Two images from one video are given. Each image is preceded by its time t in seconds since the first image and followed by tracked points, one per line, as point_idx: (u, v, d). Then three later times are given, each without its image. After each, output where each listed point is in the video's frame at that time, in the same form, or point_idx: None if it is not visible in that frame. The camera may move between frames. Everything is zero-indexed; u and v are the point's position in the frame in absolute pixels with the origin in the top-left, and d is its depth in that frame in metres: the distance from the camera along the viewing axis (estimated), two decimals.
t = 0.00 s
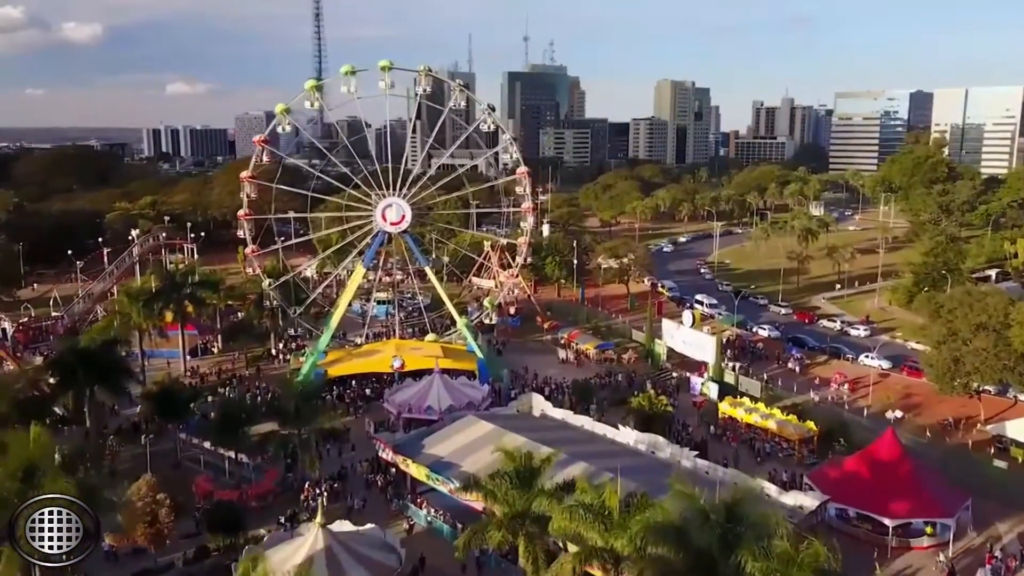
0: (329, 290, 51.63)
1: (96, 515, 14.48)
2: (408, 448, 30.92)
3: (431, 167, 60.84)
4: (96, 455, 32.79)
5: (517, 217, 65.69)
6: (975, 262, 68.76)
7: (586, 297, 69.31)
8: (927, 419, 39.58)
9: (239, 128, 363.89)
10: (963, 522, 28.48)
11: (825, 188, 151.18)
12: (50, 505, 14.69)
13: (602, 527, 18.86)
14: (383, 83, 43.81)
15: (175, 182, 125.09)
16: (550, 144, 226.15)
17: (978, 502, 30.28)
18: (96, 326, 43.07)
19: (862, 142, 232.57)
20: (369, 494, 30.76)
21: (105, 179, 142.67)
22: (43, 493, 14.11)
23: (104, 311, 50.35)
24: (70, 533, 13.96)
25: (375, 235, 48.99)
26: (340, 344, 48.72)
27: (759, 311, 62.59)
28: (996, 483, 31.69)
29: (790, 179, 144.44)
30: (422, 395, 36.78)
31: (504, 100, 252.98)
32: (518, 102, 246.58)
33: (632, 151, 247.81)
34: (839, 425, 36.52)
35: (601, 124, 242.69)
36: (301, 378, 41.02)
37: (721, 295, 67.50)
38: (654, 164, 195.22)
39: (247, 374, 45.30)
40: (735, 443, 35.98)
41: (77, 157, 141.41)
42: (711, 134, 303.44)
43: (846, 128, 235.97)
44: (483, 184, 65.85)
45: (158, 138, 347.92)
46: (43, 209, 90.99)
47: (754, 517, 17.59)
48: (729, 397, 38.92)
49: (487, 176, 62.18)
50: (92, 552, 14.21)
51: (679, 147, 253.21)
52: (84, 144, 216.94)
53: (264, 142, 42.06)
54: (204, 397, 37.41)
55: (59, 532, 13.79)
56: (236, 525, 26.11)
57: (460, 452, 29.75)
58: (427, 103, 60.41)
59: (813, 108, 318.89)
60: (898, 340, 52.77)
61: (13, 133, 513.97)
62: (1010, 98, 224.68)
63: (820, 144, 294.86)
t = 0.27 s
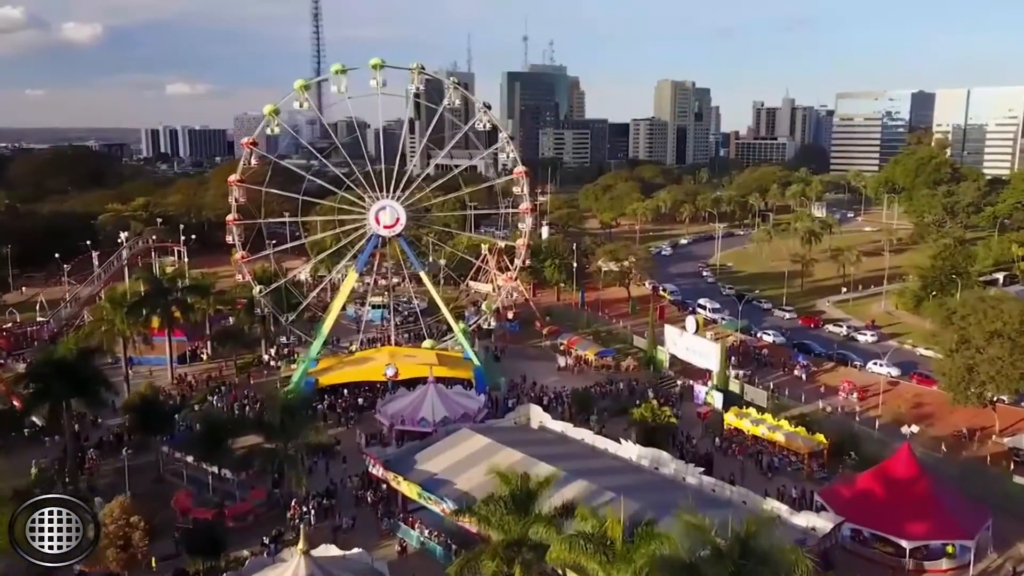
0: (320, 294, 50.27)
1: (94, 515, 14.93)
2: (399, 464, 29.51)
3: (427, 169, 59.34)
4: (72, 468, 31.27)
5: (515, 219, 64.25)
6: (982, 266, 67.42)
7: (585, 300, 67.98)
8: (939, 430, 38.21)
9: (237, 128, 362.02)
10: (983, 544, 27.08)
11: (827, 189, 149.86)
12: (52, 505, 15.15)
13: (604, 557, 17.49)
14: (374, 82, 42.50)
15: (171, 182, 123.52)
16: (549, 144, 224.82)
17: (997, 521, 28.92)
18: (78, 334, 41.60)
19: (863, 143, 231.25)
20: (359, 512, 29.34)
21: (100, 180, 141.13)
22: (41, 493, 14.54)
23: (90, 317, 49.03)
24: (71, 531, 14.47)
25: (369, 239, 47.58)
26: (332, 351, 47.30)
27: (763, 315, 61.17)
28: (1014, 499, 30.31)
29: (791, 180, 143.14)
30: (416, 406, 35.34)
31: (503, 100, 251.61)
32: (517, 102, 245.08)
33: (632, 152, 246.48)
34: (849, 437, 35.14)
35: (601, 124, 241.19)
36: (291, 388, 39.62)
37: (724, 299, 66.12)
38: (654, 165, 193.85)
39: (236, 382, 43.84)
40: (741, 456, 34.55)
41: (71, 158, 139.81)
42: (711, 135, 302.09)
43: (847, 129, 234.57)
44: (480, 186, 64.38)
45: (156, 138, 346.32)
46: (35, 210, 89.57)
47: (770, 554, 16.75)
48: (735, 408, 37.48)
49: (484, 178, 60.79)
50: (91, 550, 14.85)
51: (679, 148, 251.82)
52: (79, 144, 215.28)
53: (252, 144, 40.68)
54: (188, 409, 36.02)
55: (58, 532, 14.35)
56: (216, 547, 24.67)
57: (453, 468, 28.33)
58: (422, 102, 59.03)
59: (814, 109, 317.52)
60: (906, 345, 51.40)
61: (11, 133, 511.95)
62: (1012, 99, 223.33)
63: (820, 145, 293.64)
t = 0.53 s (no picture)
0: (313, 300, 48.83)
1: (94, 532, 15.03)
2: (390, 482, 28.08)
3: (423, 170, 57.87)
4: (48, 484, 29.91)
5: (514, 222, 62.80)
6: (991, 269, 65.97)
7: (585, 305, 66.56)
8: (953, 442, 36.76)
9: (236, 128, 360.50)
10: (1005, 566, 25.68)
11: (829, 190, 148.51)
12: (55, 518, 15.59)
13: None
14: (365, 81, 41.14)
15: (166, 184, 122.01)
16: (549, 145, 223.41)
17: (1019, 541, 27.50)
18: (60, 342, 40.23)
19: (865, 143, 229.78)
20: (348, 532, 27.94)
21: (95, 181, 139.60)
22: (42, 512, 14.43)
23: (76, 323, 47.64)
24: (76, 530, 13.25)
25: (362, 243, 46.13)
26: (325, 358, 45.89)
27: (767, 320, 59.73)
28: None
29: (793, 181, 141.72)
30: (409, 418, 33.90)
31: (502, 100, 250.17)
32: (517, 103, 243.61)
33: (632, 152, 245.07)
34: (860, 450, 33.72)
35: (601, 125, 239.75)
36: (281, 399, 38.18)
37: (727, 304, 64.71)
38: (655, 165, 192.37)
39: (226, 390, 42.42)
40: (748, 471, 33.14)
41: (66, 159, 138.28)
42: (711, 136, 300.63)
43: (849, 129, 233.10)
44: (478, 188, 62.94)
45: (154, 139, 344.81)
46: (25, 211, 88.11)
47: None
48: (741, 419, 36.07)
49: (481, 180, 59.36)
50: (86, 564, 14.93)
51: (680, 149, 250.39)
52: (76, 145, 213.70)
53: (240, 146, 39.33)
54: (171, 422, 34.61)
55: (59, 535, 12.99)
56: (195, 571, 23.30)
57: (446, 487, 26.92)
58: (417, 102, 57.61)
59: (815, 110, 316.08)
60: (916, 352, 49.94)
61: (9, 133, 510.55)
62: (1014, 99, 221.83)
63: (821, 146, 292.23)
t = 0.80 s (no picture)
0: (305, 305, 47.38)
1: (90, 515, 20.21)
2: (381, 500, 26.64)
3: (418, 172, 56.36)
4: (19, 502, 28.44)
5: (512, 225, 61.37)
6: (1000, 272, 64.46)
7: (585, 309, 65.13)
8: (969, 454, 35.26)
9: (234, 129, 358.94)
10: None
11: (831, 191, 147.00)
12: (56, 502, 20.49)
13: None
14: (356, 79, 39.88)
15: (161, 185, 120.59)
16: (549, 146, 222.08)
17: None
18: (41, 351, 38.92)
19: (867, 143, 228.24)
20: (335, 554, 26.41)
21: (90, 182, 138.12)
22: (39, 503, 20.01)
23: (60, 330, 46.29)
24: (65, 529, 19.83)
25: (355, 247, 44.68)
26: (317, 366, 44.45)
27: (772, 325, 58.25)
28: None
29: (796, 182, 140.20)
30: (401, 431, 32.43)
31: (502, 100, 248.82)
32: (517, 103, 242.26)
33: (632, 153, 243.70)
34: (873, 464, 32.25)
35: (601, 126, 238.38)
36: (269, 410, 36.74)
37: (731, 308, 63.27)
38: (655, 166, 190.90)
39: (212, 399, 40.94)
40: (756, 486, 31.69)
41: (61, 161, 136.80)
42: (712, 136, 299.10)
43: (850, 129, 231.58)
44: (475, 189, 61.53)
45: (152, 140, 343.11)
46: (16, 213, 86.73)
47: None
48: (748, 432, 34.58)
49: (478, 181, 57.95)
50: (89, 548, 20.21)
51: (681, 149, 249.02)
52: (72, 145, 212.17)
53: (226, 149, 38.08)
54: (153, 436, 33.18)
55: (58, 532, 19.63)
56: None
57: (439, 507, 25.46)
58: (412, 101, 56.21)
59: (816, 110, 314.59)
60: (926, 359, 48.43)
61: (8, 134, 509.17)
62: (1016, 100, 220.42)
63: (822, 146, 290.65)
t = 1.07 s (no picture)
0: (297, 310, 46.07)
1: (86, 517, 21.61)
2: (371, 519, 25.30)
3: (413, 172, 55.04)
4: None
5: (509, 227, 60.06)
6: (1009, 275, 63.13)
7: (584, 312, 63.82)
8: (983, 466, 33.98)
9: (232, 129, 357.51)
10: None
11: (833, 193, 145.61)
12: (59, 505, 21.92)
13: None
14: (346, 77, 38.79)
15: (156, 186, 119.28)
16: (548, 146, 220.80)
17: None
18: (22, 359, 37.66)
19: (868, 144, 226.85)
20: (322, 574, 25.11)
21: (84, 182, 136.70)
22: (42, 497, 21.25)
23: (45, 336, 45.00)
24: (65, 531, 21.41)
25: (348, 250, 43.34)
26: (308, 373, 43.16)
27: (777, 330, 56.91)
28: None
29: (797, 183, 138.85)
30: (394, 444, 31.10)
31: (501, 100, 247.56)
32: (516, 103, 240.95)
33: (632, 154, 242.43)
34: (885, 477, 30.95)
35: (601, 126, 237.10)
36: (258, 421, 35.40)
37: (733, 312, 61.96)
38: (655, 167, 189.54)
39: (200, 408, 39.64)
40: (763, 501, 30.40)
41: (55, 161, 135.40)
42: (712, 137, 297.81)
43: (851, 130, 230.23)
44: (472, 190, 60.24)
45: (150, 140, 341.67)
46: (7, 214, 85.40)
47: None
48: (754, 443, 33.29)
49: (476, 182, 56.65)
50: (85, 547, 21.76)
51: (681, 150, 247.73)
52: (68, 146, 210.76)
53: (214, 151, 36.74)
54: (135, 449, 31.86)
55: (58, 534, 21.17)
56: None
57: (432, 526, 24.14)
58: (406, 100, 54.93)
59: (817, 111, 313.19)
60: (936, 366, 47.10)
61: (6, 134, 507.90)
62: (1017, 100, 219.01)
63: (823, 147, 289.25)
